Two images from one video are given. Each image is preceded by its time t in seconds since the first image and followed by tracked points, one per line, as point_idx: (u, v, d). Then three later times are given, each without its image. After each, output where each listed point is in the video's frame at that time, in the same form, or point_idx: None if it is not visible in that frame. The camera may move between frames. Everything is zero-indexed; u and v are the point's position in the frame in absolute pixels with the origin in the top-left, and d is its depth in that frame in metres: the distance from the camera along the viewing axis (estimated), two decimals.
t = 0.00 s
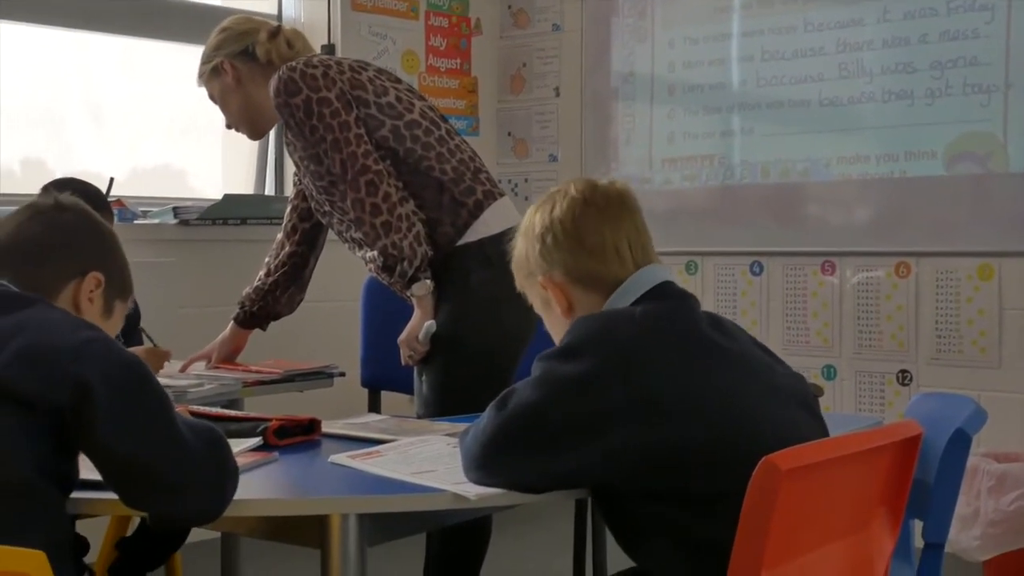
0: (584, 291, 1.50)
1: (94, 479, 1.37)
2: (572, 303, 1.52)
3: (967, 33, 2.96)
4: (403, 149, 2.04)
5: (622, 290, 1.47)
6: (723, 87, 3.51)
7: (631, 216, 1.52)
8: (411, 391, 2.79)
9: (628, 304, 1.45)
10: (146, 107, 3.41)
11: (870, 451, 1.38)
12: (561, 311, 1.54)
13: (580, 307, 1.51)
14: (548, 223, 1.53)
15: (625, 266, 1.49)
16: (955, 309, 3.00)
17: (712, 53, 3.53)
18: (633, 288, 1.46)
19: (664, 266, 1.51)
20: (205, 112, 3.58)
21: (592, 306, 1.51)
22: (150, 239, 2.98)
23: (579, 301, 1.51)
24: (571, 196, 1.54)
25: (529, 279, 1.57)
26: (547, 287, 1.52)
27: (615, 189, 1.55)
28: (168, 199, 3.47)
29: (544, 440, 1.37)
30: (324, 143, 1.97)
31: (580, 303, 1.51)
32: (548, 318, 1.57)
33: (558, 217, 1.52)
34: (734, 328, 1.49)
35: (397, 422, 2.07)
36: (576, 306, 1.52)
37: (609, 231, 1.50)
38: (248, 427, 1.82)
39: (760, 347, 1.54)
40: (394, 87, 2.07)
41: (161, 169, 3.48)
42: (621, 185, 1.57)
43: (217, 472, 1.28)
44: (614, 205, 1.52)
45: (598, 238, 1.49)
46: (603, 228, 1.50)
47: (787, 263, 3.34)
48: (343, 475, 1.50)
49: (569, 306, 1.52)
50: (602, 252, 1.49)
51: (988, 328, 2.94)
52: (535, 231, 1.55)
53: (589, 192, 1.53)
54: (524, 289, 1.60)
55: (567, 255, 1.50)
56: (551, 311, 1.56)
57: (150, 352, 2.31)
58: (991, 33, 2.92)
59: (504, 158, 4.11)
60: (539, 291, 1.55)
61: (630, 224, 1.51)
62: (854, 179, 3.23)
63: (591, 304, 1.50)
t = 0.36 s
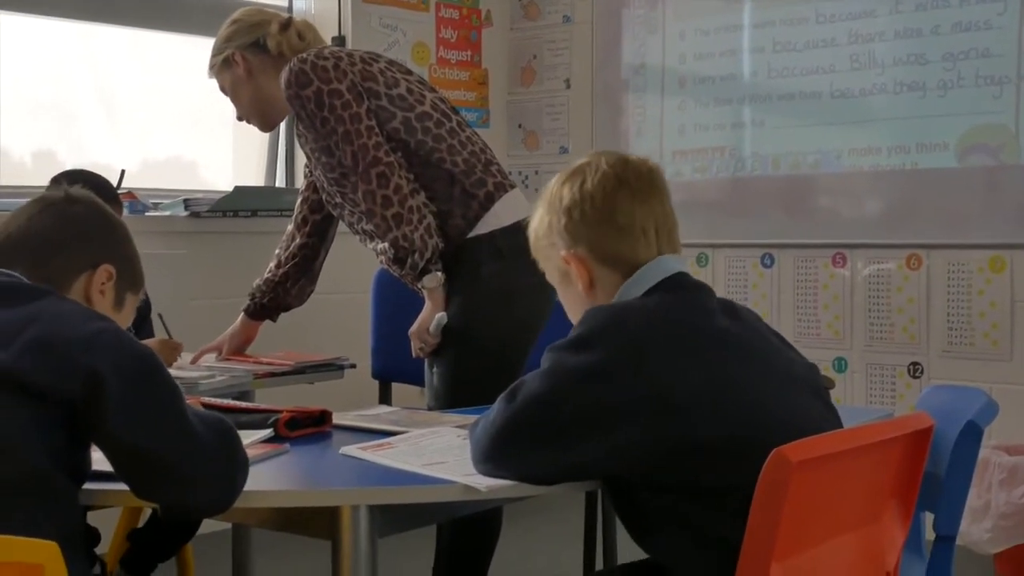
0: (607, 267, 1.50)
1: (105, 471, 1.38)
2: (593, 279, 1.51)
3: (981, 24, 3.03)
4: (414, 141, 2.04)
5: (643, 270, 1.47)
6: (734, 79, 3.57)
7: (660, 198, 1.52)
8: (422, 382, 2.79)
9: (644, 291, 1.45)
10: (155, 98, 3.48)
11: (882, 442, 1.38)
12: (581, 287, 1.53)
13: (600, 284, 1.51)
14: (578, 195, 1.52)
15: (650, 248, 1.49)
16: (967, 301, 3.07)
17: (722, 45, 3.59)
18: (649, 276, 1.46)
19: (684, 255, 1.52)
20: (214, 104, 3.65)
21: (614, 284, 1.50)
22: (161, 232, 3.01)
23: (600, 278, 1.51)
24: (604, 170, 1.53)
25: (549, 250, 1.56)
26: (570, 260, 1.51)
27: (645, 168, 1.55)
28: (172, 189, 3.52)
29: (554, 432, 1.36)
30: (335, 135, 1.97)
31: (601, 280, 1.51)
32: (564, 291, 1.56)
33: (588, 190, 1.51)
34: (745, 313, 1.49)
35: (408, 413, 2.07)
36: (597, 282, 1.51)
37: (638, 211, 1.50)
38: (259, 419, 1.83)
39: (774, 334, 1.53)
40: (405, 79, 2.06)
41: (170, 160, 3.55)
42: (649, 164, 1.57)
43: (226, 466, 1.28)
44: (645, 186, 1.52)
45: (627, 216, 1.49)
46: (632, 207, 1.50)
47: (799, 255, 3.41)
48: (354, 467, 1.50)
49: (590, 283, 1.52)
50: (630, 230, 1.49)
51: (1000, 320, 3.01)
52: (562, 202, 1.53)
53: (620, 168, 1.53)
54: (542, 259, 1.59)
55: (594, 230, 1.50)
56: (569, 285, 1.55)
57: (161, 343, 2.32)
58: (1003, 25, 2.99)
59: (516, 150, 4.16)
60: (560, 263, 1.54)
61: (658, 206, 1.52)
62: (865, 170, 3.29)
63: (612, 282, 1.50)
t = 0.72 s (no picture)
0: (644, 256, 1.49)
1: (116, 464, 1.38)
2: (628, 265, 1.51)
3: (992, 17, 3.08)
4: (426, 134, 2.04)
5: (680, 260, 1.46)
6: (744, 72, 3.64)
7: (705, 190, 1.52)
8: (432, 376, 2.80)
9: (674, 282, 1.44)
10: (167, 93, 3.50)
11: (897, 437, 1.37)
12: (615, 272, 1.52)
13: (635, 271, 1.50)
14: (624, 178, 1.50)
15: (690, 240, 1.49)
16: (978, 295, 3.12)
17: (733, 38, 3.66)
18: (677, 269, 1.45)
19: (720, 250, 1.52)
20: (224, 99, 3.67)
21: (648, 274, 1.50)
22: (176, 226, 3.03)
23: (635, 265, 1.50)
24: (652, 155, 1.52)
25: (587, 228, 1.54)
26: (609, 244, 1.50)
27: (692, 157, 1.54)
28: (185, 184, 3.55)
29: (567, 424, 1.36)
30: (347, 128, 1.97)
31: (636, 267, 1.50)
32: (597, 272, 1.55)
33: (635, 175, 1.50)
34: (769, 299, 1.47)
35: (419, 407, 2.08)
36: (632, 269, 1.51)
37: (682, 203, 1.49)
38: (270, 412, 1.83)
39: (803, 328, 1.52)
40: (418, 72, 2.06)
41: (181, 154, 3.57)
42: (694, 152, 1.56)
43: (235, 460, 1.27)
44: (692, 177, 1.51)
45: (671, 206, 1.48)
46: (677, 198, 1.49)
47: (809, 248, 3.48)
48: (364, 460, 1.51)
49: (625, 269, 1.51)
50: (673, 221, 1.48)
51: (1012, 314, 3.06)
52: (606, 183, 1.51)
53: (668, 155, 1.52)
54: (577, 235, 1.57)
55: (637, 217, 1.49)
56: (602, 268, 1.54)
57: (172, 335, 2.32)
58: (1015, 18, 3.03)
59: (525, 144, 4.24)
60: (596, 245, 1.53)
61: (703, 199, 1.51)
62: (876, 164, 3.34)
63: (647, 271, 1.50)
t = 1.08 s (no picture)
0: (647, 260, 1.49)
1: (127, 460, 1.38)
2: (633, 272, 1.50)
3: (1004, 13, 3.08)
4: (438, 130, 2.04)
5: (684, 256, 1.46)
6: (755, 68, 3.65)
7: (694, 189, 1.52)
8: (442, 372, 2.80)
9: (682, 278, 1.44)
10: (178, 90, 3.51)
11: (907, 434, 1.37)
12: (621, 281, 1.51)
13: (642, 277, 1.49)
14: (611, 189, 1.51)
15: (689, 238, 1.49)
16: (989, 292, 3.13)
17: (744, 34, 3.67)
18: (680, 267, 1.45)
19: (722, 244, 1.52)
20: (235, 96, 3.68)
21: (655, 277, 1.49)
22: (186, 222, 3.05)
23: (641, 271, 1.49)
24: (635, 163, 1.53)
25: (583, 247, 1.54)
26: (609, 256, 1.50)
27: (675, 160, 1.55)
28: (196, 180, 3.56)
29: (577, 421, 1.36)
30: (360, 124, 1.96)
31: (642, 273, 1.49)
32: (600, 286, 1.54)
33: (623, 183, 1.50)
34: (781, 294, 1.46)
35: (429, 403, 2.08)
36: (637, 276, 1.50)
37: (674, 202, 1.50)
38: (281, 408, 1.83)
39: (817, 326, 1.51)
40: (430, 68, 2.06)
41: (191, 151, 3.58)
42: (676, 155, 1.57)
43: (245, 456, 1.28)
44: (678, 178, 1.52)
45: (664, 207, 1.49)
46: (669, 199, 1.49)
47: (819, 244, 3.49)
48: (375, 456, 1.51)
49: (630, 276, 1.50)
50: (668, 221, 1.48)
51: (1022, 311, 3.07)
52: (595, 197, 1.52)
53: (652, 160, 1.53)
54: (576, 256, 1.56)
55: (633, 223, 1.49)
56: (605, 281, 1.53)
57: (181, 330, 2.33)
58: None
59: (535, 140, 4.25)
60: (596, 259, 1.52)
61: (693, 197, 1.52)
62: (886, 160, 3.35)
63: (653, 274, 1.49)
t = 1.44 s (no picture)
0: (657, 260, 1.48)
1: (139, 457, 1.38)
2: (644, 272, 1.50)
3: (1017, 10, 3.07)
4: (451, 128, 2.04)
5: (695, 254, 1.46)
6: (766, 66, 3.65)
7: (703, 186, 1.52)
8: (453, 370, 2.79)
9: (693, 276, 1.44)
10: (189, 87, 3.52)
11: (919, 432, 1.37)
12: (632, 281, 1.51)
13: (653, 276, 1.49)
14: (619, 189, 1.50)
15: (700, 235, 1.49)
16: (1002, 290, 3.12)
17: (755, 32, 3.67)
18: (690, 266, 1.45)
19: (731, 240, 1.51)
20: (246, 94, 3.69)
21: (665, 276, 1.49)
22: (197, 219, 3.06)
23: (652, 270, 1.49)
24: (643, 162, 1.52)
25: (592, 247, 1.54)
26: (619, 256, 1.49)
27: (684, 158, 1.54)
28: (207, 177, 3.57)
29: (590, 418, 1.36)
30: (373, 121, 1.97)
31: (652, 273, 1.49)
32: (611, 286, 1.54)
33: (632, 183, 1.50)
34: (790, 291, 1.46)
35: (440, 400, 2.08)
36: (648, 275, 1.50)
37: (684, 200, 1.49)
38: (292, 405, 1.83)
39: (825, 322, 1.51)
40: (443, 66, 2.06)
41: (202, 148, 3.58)
42: (684, 152, 1.56)
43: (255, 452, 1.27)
44: (687, 175, 1.51)
45: (674, 206, 1.48)
46: (678, 197, 1.49)
47: (831, 241, 3.48)
48: (386, 453, 1.51)
49: (641, 276, 1.50)
50: (679, 220, 1.48)
51: None
52: (604, 197, 1.51)
53: (660, 159, 1.52)
54: (585, 257, 1.56)
55: (642, 223, 1.48)
56: (616, 281, 1.53)
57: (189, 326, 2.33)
58: None
59: (546, 137, 4.25)
60: (606, 260, 1.52)
61: (702, 194, 1.51)
62: (898, 157, 3.35)
63: (664, 274, 1.49)
